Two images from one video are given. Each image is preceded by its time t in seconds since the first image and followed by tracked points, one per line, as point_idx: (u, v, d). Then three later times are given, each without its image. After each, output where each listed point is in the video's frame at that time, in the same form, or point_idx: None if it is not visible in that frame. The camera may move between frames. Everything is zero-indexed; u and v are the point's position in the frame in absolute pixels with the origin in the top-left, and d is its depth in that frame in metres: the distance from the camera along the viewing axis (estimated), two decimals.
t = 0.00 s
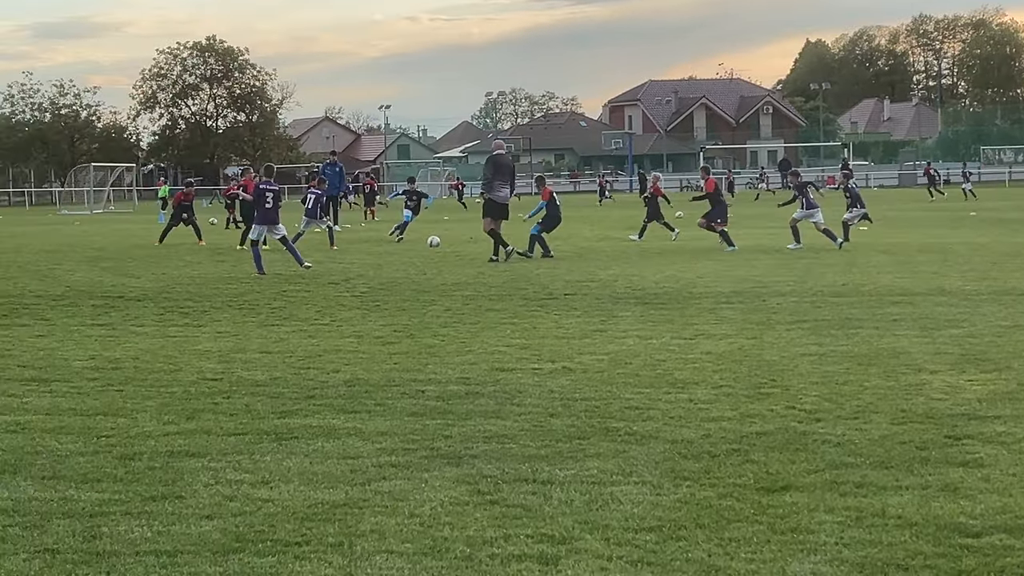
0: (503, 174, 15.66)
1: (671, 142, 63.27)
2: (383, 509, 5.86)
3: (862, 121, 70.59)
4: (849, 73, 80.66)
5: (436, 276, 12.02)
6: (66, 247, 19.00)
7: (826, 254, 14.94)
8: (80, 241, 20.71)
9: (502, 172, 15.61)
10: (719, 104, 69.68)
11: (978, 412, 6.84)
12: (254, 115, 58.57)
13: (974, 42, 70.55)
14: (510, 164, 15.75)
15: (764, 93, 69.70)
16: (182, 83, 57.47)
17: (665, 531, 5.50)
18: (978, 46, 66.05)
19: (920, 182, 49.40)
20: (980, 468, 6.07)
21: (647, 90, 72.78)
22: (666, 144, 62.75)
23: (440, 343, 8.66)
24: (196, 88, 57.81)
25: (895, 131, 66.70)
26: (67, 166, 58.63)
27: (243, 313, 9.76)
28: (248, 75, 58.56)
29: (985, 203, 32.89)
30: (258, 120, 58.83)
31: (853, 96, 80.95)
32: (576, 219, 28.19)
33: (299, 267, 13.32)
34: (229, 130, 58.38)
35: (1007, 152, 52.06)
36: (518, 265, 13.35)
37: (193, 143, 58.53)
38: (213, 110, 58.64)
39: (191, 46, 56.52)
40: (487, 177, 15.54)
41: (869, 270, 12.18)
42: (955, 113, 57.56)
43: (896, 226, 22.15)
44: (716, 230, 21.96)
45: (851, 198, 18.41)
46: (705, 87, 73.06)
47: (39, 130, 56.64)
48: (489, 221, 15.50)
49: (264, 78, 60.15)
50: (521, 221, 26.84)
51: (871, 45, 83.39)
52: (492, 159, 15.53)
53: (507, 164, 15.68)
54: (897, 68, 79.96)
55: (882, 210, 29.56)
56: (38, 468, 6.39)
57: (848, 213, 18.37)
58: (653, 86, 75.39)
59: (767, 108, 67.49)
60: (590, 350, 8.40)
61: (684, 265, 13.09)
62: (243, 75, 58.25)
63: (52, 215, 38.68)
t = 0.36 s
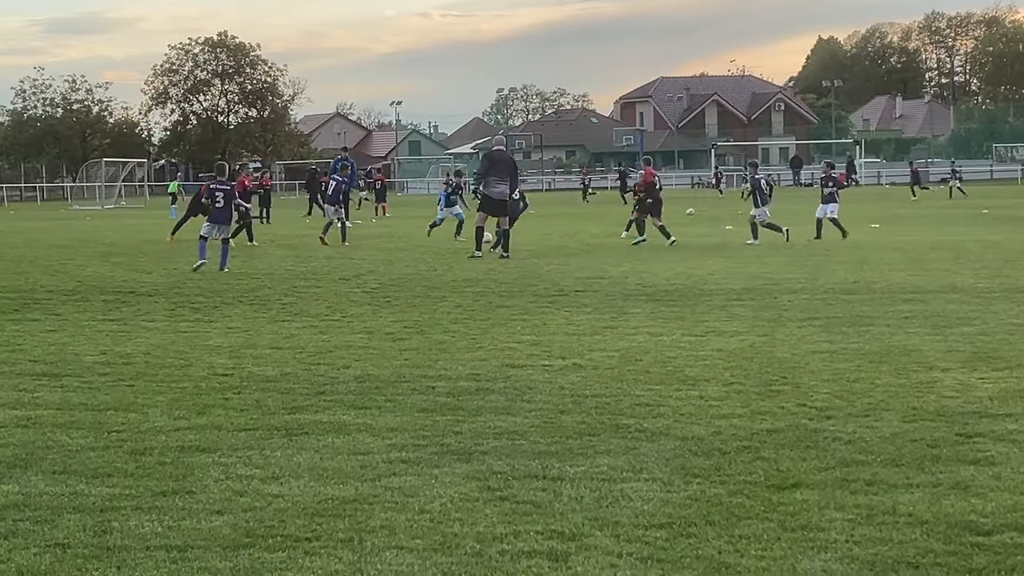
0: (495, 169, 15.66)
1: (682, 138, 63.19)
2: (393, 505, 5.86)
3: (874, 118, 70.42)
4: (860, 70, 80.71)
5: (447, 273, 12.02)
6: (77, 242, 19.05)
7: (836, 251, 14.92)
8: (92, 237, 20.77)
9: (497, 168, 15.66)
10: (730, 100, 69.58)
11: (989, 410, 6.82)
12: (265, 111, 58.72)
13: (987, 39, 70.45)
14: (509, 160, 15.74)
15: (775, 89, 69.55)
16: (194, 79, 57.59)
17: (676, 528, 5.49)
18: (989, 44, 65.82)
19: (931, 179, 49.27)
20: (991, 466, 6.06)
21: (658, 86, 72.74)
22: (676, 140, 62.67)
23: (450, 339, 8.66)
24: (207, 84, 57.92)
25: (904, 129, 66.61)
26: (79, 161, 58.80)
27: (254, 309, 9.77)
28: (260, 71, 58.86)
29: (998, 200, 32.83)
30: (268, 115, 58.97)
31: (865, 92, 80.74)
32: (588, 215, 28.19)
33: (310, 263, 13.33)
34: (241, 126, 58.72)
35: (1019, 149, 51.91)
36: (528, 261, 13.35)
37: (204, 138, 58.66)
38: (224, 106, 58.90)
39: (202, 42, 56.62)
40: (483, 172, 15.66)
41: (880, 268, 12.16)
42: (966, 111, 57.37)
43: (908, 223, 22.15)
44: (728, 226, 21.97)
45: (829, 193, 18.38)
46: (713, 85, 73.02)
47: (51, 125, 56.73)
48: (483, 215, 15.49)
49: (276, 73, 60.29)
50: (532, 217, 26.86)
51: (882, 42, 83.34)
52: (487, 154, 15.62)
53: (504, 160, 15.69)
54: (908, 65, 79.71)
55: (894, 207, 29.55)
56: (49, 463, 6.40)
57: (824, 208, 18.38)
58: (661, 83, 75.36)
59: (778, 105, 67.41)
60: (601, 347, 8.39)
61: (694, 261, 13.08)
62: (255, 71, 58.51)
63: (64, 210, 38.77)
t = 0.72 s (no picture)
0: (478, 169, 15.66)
1: (684, 137, 63.18)
2: (395, 502, 5.86)
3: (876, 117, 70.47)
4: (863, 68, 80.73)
5: (449, 270, 12.01)
6: (80, 239, 19.09)
7: (839, 250, 14.93)
8: (95, 234, 20.78)
9: (484, 167, 15.64)
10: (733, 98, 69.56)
11: (991, 408, 6.83)
12: (268, 108, 58.66)
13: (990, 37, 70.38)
14: (495, 157, 15.69)
15: (778, 87, 69.55)
16: (196, 76, 57.52)
17: (677, 526, 5.50)
18: (993, 42, 65.75)
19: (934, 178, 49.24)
20: (993, 465, 6.06)
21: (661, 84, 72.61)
22: (679, 138, 62.61)
23: (453, 337, 8.67)
24: (210, 82, 57.86)
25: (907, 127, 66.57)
26: (82, 157, 58.83)
27: (257, 306, 9.78)
28: (263, 68, 58.83)
29: (1002, 199, 32.80)
30: (271, 113, 58.91)
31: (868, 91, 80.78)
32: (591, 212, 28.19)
33: (312, 261, 13.32)
34: (244, 123, 58.73)
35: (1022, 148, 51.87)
36: (530, 260, 13.36)
37: (206, 136, 58.60)
38: (228, 103, 58.92)
39: (205, 39, 56.53)
40: (469, 172, 15.65)
41: (883, 266, 12.17)
42: (969, 110, 57.32)
43: (912, 222, 22.15)
44: (731, 225, 21.97)
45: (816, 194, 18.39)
46: (715, 84, 73.01)
47: (53, 122, 56.83)
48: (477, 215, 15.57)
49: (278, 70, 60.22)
50: (536, 215, 26.88)
51: (886, 41, 83.33)
52: (473, 154, 15.56)
53: (490, 158, 15.66)
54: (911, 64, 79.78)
55: (897, 205, 29.55)
56: (51, 459, 6.41)
57: (812, 209, 18.37)
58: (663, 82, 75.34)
59: (782, 104, 67.40)
60: (603, 345, 8.38)
61: (697, 259, 13.09)
62: (258, 69, 58.41)
63: (68, 207, 38.83)
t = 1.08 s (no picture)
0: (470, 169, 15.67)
1: (687, 137, 63.14)
2: (396, 501, 5.87)
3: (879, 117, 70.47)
4: (866, 68, 80.75)
5: (452, 269, 12.02)
6: (82, 237, 19.12)
7: (841, 249, 14.94)
8: (98, 232, 20.79)
9: (477, 167, 15.68)
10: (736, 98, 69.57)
11: (994, 408, 6.82)
12: (270, 106, 58.68)
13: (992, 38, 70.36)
14: (487, 157, 15.78)
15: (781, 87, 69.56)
16: (199, 74, 57.64)
17: (678, 525, 5.49)
18: (996, 42, 65.74)
19: (937, 177, 49.17)
20: (996, 465, 6.06)
21: (664, 83, 72.57)
22: (682, 138, 62.60)
23: (455, 335, 8.67)
24: (213, 80, 57.95)
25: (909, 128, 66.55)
26: (85, 155, 58.91)
27: (259, 305, 9.78)
28: (266, 67, 58.87)
29: (1005, 198, 32.77)
30: (274, 111, 58.93)
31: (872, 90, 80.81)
32: (595, 211, 28.20)
33: (314, 259, 13.32)
34: (247, 122, 58.74)
35: None
36: (532, 258, 13.36)
37: (209, 134, 58.67)
38: (230, 102, 58.96)
39: (207, 37, 56.66)
40: (463, 172, 15.63)
41: (886, 265, 12.16)
42: (973, 109, 57.28)
43: (915, 221, 22.13)
44: (733, 224, 21.96)
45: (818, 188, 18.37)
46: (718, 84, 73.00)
47: (56, 120, 56.93)
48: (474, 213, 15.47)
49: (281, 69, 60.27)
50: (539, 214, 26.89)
51: (889, 41, 83.32)
52: (466, 153, 15.63)
53: (482, 157, 15.73)
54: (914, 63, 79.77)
55: (900, 205, 29.55)
56: (53, 457, 6.41)
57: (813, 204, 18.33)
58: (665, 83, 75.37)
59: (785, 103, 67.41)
60: (605, 344, 8.38)
61: (699, 259, 13.10)
62: (260, 67, 58.37)
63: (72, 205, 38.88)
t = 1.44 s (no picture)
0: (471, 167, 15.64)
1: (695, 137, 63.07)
2: (403, 500, 5.87)
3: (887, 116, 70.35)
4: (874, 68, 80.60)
5: (459, 268, 12.01)
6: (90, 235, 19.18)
7: (849, 248, 14.91)
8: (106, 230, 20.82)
9: (480, 165, 15.68)
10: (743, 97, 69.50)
11: (1002, 408, 6.81)
12: (278, 105, 58.70)
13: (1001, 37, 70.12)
14: (491, 157, 15.79)
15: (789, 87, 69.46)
16: (207, 73, 57.82)
17: (685, 525, 5.49)
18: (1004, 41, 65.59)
19: (946, 177, 49.03)
20: (1004, 465, 6.05)
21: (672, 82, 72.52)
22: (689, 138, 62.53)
23: (462, 334, 8.66)
24: (220, 78, 58.08)
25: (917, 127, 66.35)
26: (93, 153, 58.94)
27: (266, 303, 9.79)
28: (274, 65, 58.90)
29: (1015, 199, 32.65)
30: (282, 110, 58.96)
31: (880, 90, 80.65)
32: (602, 211, 28.17)
33: (322, 258, 13.32)
34: (255, 120, 58.81)
35: None
36: (538, 257, 13.36)
37: (216, 132, 58.79)
38: (238, 101, 59.06)
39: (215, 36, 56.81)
40: (465, 169, 15.61)
41: (894, 265, 12.13)
42: (981, 109, 57.13)
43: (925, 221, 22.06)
44: (742, 223, 21.91)
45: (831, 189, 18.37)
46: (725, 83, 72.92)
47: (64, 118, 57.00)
48: (472, 213, 15.49)
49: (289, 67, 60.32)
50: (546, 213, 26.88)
51: (897, 40, 83.06)
52: (470, 151, 15.59)
53: (486, 157, 15.72)
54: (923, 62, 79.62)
55: (909, 205, 29.43)
56: (60, 455, 6.42)
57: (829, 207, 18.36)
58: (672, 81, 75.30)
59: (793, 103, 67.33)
60: (612, 343, 8.37)
61: (707, 258, 13.07)
62: (268, 65, 58.43)
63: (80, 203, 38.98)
